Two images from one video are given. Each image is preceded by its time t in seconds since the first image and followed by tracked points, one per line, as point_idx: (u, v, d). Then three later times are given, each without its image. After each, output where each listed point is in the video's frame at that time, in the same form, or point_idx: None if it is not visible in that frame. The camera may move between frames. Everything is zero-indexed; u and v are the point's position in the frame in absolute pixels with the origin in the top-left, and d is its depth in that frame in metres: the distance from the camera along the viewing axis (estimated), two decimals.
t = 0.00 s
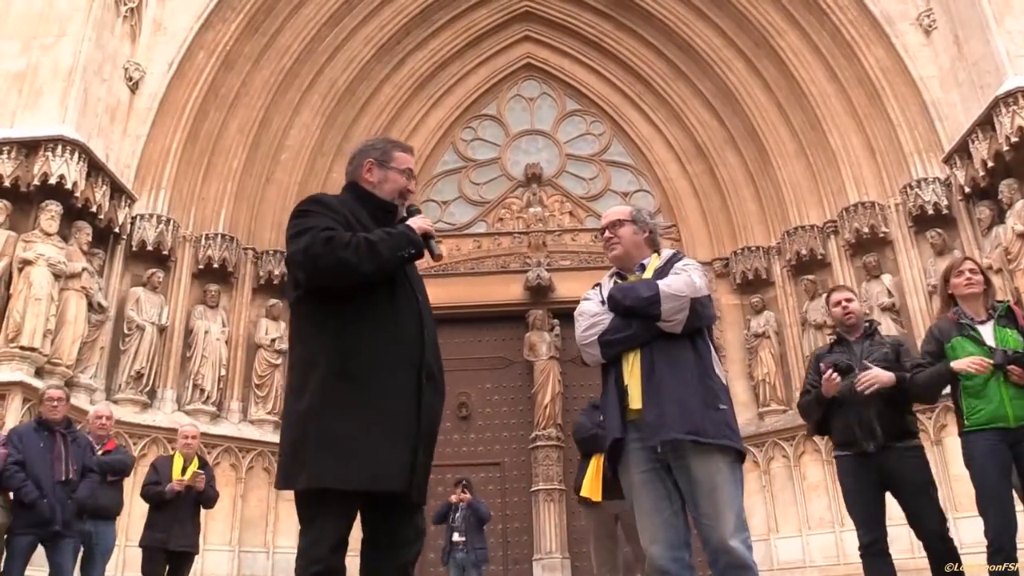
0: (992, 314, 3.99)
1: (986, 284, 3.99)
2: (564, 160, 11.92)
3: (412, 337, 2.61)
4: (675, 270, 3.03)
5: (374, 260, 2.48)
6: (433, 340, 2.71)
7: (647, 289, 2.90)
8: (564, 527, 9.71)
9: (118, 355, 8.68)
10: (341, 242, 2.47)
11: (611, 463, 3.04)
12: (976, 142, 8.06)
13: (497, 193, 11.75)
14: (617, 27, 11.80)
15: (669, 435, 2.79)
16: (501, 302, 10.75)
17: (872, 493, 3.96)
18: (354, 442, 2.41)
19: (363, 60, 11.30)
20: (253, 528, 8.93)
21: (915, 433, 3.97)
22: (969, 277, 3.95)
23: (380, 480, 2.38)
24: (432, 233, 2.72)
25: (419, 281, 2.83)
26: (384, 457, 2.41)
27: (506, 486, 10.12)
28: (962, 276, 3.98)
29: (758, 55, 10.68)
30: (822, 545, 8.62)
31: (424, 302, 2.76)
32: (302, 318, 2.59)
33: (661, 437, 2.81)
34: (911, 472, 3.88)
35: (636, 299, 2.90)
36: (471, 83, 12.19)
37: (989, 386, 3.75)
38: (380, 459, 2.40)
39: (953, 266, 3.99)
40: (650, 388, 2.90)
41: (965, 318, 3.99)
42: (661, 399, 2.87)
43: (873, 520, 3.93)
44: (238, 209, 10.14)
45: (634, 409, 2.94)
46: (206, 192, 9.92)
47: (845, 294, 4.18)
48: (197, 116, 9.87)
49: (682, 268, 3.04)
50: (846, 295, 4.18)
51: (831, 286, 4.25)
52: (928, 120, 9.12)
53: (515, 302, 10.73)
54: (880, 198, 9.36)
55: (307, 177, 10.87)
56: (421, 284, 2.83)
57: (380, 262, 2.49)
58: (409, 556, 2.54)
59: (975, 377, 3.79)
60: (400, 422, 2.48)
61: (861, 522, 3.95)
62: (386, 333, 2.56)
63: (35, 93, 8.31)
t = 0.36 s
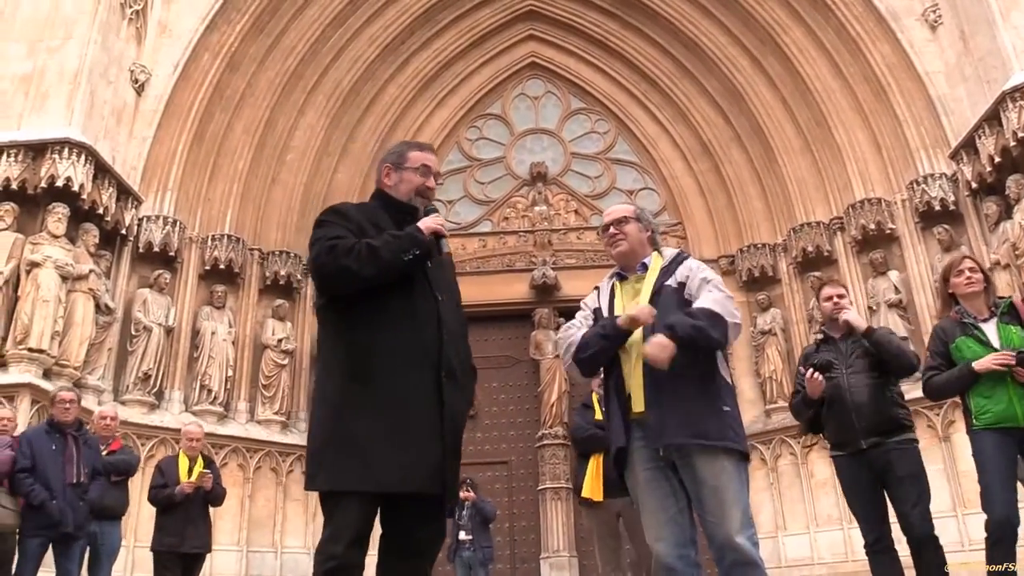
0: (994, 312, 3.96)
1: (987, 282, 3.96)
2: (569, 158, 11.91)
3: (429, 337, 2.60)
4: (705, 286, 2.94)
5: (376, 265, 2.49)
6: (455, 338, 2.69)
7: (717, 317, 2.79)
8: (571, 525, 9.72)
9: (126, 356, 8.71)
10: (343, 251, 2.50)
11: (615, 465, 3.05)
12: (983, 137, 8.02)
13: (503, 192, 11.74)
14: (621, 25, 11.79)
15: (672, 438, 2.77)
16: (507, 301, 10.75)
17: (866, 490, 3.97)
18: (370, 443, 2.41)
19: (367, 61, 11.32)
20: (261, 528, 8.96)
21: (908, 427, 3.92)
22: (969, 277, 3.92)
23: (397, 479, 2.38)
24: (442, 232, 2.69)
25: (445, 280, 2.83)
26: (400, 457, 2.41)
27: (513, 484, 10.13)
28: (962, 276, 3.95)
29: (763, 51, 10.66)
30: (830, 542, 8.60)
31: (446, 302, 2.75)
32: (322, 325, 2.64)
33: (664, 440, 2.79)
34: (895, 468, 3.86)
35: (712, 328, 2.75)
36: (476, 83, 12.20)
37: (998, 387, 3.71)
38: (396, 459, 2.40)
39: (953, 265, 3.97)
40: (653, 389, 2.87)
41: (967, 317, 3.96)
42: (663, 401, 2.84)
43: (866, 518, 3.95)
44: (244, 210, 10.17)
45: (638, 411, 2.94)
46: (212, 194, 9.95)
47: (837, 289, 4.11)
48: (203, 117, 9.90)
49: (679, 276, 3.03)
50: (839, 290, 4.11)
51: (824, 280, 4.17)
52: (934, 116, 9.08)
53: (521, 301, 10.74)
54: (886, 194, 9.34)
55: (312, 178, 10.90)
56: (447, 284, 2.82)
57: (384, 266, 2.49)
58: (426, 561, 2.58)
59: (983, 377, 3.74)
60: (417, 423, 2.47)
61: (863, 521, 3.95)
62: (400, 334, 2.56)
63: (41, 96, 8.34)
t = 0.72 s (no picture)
0: (975, 306, 3.98)
1: (966, 277, 3.99)
2: (569, 155, 11.91)
3: (382, 330, 2.46)
4: (751, 311, 2.97)
5: (314, 269, 2.46)
6: (416, 327, 2.49)
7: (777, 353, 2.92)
8: (573, 522, 9.72)
9: (127, 357, 8.72)
10: (292, 259, 2.52)
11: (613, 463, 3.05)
12: (982, 131, 8.01)
13: (502, 190, 11.75)
14: (620, 22, 11.78)
15: (675, 437, 2.76)
16: (507, 299, 10.76)
17: (863, 487, 3.96)
18: (318, 446, 2.39)
19: (366, 60, 11.32)
20: (264, 527, 8.97)
21: (907, 419, 3.89)
22: (947, 271, 3.95)
23: (331, 483, 2.31)
24: (386, 222, 2.39)
25: (424, 264, 2.62)
26: (336, 459, 2.32)
27: (515, 482, 10.13)
28: (941, 271, 3.98)
29: (762, 47, 10.64)
30: (832, 537, 8.59)
31: (413, 287, 2.55)
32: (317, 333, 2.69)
33: (667, 439, 2.77)
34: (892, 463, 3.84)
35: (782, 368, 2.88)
36: (474, 81, 12.19)
37: (978, 383, 3.72)
38: (332, 462, 2.33)
39: (932, 260, 4.00)
40: (655, 385, 2.85)
41: (947, 313, 3.99)
42: (666, 398, 2.81)
43: (864, 515, 3.93)
44: (244, 210, 10.18)
45: (639, 407, 2.90)
46: (211, 194, 9.95)
47: (843, 278, 4.10)
48: (202, 117, 9.90)
49: (686, 273, 3.03)
50: (844, 280, 4.09)
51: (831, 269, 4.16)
52: (933, 110, 9.07)
53: (522, 299, 10.75)
54: (886, 188, 9.33)
55: (312, 177, 10.90)
56: (425, 267, 2.61)
57: (321, 269, 2.45)
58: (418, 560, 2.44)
59: (965, 372, 3.75)
60: (366, 421, 2.36)
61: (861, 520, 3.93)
62: (355, 332, 2.47)
63: (41, 98, 8.35)
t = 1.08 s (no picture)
0: (955, 307, 3.98)
1: (947, 278, 4.00)
2: (565, 154, 11.91)
3: (332, 319, 2.41)
4: (742, 314, 3.01)
5: (276, 265, 2.51)
6: (365, 314, 2.39)
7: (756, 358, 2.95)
8: (568, 521, 9.73)
9: (122, 355, 8.71)
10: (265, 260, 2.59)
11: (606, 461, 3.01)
12: (977, 131, 8.03)
13: (498, 188, 11.76)
14: (617, 21, 11.78)
15: (673, 440, 2.75)
16: (502, 298, 10.77)
17: (853, 485, 3.97)
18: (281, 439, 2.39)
19: (362, 58, 11.30)
20: (260, 526, 8.97)
21: (907, 418, 3.89)
22: (929, 272, 3.96)
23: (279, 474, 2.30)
24: (330, 207, 2.39)
25: (383, 248, 2.50)
26: (284, 449, 2.31)
27: (510, 481, 10.14)
28: (922, 271, 3.99)
29: (758, 47, 10.65)
30: (826, 536, 8.61)
31: (367, 273, 2.45)
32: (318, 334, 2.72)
33: (664, 441, 2.76)
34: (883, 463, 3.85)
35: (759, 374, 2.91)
36: (470, 79, 12.18)
37: (957, 387, 3.73)
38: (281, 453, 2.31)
39: (913, 260, 4.02)
40: (654, 386, 2.84)
41: (926, 313, 3.99)
42: (665, 400, 2.81)
43: (850, 514, 3.95)
44: (239, 208, 10.16)
45: (635, 411, 2.91)
46: (207, 192, 9.93)
47: (843, 272, 4.12)
48: (198, 115, 9.88)
49: (683, 275, 3.05)
50: (845, 273, 4.11)
51: (831, 262, 4.17)
52: (929, 111, 9.09)
53: (517, 298, 10.76)
54: (881, 188, 9.35)
55: (307, 175, 10.88)
56: (384, 250, 2.50)
57: (277, 263, 2.50)
58: (408, 557, 2.32)
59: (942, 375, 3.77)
60: (312, 410, 2.31)
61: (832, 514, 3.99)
62: (311, 324, 2.45)
63: (36, 95, 8.32)
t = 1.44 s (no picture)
0: (956, 307, 3.99)
1: (948, 278, 4.00)
2: (562, 154, 11.91)
3: (329, 317, 2.45)
4: (732, 318, 2.99)
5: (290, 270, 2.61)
6: (358, 309, 2.40)
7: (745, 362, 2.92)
8: (565, 521, 9.72)
9: (119, 356, 8.68)
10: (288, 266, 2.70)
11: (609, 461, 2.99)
12: (974, 131, 8.05)
13: (496, 189, 11.75)
14: (614, 21, 11.79)
15: (685, 439, 2.72)
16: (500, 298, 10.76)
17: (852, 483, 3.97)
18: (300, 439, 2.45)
19: (359, 57, 11.29)
20: (257, 526, 8.95)
21: (891, 418, 3.91)
22: (930, 272, 3.95)
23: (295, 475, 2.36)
24: (317, 208, 2.55)
25: (379, 239, 2.49)
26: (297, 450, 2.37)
27: (508, 481, 10.13)
28: (923, 271, 3.98)
29: (755, 47, 10.67)
30: (824, 536, 8.60)
31: (360, 267, 2.46)
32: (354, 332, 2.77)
33: (677, 441, 2.74)
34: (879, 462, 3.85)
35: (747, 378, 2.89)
36: (468, 79, 12.17)
37: (959, 384, 3.73)
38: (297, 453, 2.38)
39: (913, 260, 4.00)
40: (664, 385, 2.84)
41: (927, 312, 4.00)
42: (676, 399, 2.79)
43: (849, 513, 3.93)
44: (236, 208, 10.14)
45: (645, 411, 2.91)
46: (204, 192, 9.91)
47: (828, 273, 4.15)
48: (194, 115, 9.86)
49: (685, 276, 3.06)
50: (830, 273, 4.15)
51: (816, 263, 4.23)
52: (925, 110, 9.10)
53: (515, 298, 10.76)
54: (878, 188, 9.36)
55: (304, 175, 10.86)
56: (380, 241, 2.49)
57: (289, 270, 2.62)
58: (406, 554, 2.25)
59: (945, 372, 3.76)
60: (311, 409, 2.35)
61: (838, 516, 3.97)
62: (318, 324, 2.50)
63: (31, 95, 8.30)
